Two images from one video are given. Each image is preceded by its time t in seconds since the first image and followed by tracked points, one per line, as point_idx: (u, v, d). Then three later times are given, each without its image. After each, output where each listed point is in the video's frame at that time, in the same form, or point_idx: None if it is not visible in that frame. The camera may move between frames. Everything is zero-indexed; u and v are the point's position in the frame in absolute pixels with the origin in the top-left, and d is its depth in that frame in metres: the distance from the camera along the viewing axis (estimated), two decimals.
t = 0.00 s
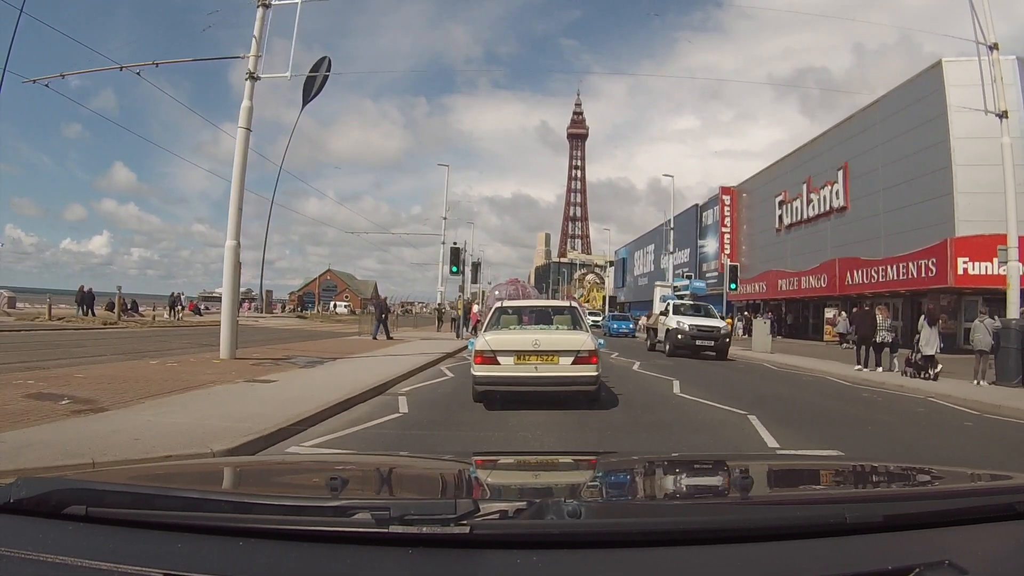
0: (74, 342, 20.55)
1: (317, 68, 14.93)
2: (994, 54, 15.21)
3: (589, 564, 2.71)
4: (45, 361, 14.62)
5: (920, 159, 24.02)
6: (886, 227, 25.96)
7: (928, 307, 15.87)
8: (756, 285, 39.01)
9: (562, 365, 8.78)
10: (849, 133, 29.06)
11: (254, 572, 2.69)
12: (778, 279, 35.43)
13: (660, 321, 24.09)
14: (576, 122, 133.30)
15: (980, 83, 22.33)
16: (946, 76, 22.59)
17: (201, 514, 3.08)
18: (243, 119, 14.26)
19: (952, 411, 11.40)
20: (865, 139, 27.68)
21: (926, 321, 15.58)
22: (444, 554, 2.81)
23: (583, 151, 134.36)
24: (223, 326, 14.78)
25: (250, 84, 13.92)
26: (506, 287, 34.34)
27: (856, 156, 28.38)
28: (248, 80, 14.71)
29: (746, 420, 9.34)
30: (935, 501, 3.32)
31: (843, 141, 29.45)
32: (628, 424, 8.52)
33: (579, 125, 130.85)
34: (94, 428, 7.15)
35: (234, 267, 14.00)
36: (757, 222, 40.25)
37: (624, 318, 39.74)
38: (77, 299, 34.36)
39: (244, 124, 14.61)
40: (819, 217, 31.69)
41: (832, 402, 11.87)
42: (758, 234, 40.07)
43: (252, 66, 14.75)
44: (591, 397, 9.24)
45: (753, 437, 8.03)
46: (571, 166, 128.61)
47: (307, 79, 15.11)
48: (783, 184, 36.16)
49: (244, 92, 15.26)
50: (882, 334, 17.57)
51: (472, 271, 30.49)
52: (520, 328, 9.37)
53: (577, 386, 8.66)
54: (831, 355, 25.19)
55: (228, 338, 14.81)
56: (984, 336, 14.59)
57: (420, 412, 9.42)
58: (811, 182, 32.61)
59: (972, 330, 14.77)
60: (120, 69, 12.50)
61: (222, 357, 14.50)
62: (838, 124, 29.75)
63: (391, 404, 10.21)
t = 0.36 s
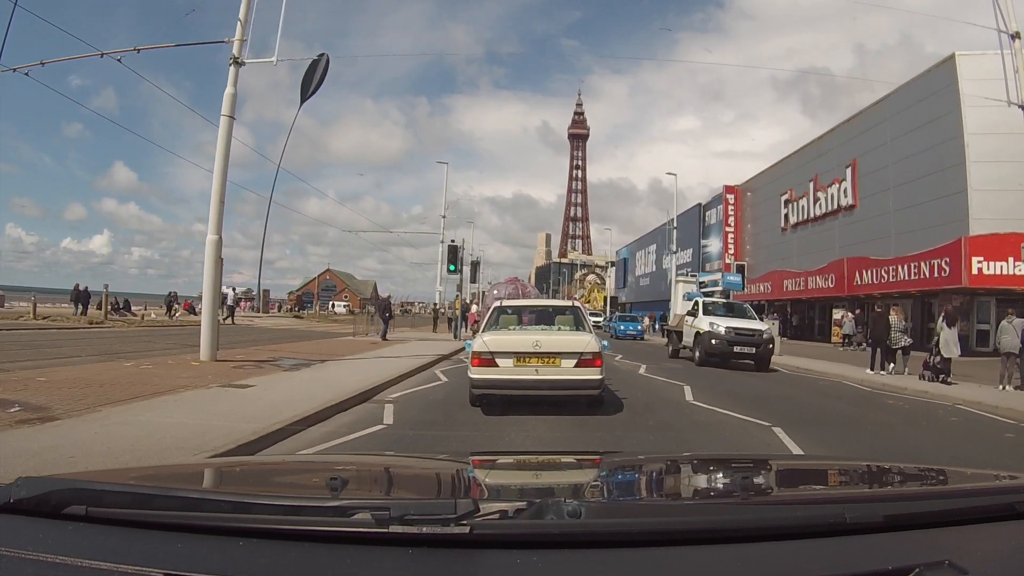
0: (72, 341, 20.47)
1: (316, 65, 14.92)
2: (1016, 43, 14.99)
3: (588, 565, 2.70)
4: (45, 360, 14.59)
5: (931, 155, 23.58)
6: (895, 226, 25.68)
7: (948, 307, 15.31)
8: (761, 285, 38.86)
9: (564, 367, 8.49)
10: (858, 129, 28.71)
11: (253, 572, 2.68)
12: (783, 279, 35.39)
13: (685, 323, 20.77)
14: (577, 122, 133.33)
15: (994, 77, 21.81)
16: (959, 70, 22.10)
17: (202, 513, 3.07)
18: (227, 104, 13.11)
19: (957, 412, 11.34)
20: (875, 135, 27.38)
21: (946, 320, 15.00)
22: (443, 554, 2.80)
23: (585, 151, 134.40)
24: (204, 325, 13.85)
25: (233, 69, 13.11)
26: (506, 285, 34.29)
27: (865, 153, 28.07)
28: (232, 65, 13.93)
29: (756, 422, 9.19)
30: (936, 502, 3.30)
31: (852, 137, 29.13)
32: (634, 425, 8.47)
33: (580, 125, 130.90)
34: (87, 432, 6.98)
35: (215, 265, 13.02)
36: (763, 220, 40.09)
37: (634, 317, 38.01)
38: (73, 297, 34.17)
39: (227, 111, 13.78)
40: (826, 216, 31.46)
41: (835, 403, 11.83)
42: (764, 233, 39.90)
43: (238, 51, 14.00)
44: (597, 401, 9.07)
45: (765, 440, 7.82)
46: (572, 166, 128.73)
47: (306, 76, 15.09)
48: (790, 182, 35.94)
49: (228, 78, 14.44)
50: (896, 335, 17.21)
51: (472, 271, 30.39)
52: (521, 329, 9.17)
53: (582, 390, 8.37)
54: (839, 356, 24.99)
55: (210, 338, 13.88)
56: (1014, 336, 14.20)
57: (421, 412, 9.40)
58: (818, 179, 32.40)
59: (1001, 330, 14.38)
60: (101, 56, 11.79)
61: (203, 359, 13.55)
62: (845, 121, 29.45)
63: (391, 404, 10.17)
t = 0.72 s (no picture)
0: (69, 341, 20.36)
1: (314, 63, 14.94)
2: None
3: (588, 564, 2.69)
4: (45, 359, 14.56)
5: (942, 152, 23.32)
6: (904, 224, 25.46)
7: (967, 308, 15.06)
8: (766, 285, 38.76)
9: (567, 371, 8.08)
10: (865, 126, 28.48)
11: (253, 572, 2.68)
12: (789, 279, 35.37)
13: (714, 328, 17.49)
14: (578, 122, 133.34)
15: (1005, 72, 21.57)
16: (971, 65, 21.86)
17: (202, 514, 3.06)
18: (210, 94, 12.42)
19: (961, 413, 11.30)
20: (882, 132, 27.15)
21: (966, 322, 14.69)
22: (443, 554, 2.79)
23: (585, 151, 134.43)
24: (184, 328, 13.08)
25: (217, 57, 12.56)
26: (505, 284, 34.24)
27: (872, 150, 27.87)
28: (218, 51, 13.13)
29: (764, 423, 9.09)
30: (933, 500, 3.29)
31: (858, 134, 28.92)
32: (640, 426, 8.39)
33: (580, 125, 130.94)
34: (87, 433, 6.90)
35: (197, 263, 12.33)
36: (767, 220, 39.99)
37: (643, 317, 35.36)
38: (68, 297, 34.00)
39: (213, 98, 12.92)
40: (832, 215, 31.27)
41: (836, 403, 11.83)
42: (768, 233, 39.82)
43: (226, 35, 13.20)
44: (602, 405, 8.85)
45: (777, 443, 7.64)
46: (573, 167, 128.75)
47: (304, 74, 15.11)
48: (795, 180, 35.76)
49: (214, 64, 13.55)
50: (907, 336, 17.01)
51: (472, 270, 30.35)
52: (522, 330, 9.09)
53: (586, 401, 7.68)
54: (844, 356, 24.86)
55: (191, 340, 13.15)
56: None
57: (424, 412, 9.35)
58: (824, 177, 32.22)
59: None
60: (88, 45, 11.42)
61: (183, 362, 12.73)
62: (852, 118, 29.25)
63: (393, 405, 10.11)
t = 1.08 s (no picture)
0: (68, 341, 20.32)
1: (311, 61, 14.96)
2: None
3: (587, 565, 2.69)
4: (42, 358, 14.54)
5: (949, 149, 22.88)
6: (910, 222, 25.12)
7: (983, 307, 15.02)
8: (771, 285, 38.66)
9: (569, 373, 7.76)
10: (872, 123, 28.13)
11: (253, 571, 2.67)
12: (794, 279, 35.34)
13: (767, 333, 13.96)
14: (579, 122, 133.35)
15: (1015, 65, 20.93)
16: (980, 59, 21.22)
17: (202, 513, 3.06)
18: (195, 82, 11.80)
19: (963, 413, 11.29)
20: (889, 129, 26.78)
21: (983, 323, 14.68)
22: (443, 554, 2.78)
23: (586, 151, 134.46)
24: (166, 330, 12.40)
25: (201, 43, 12.17)
26: (505, 284, 34.22)
27: (877, 148, 27.58)
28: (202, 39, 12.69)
29: (769, 422, 9.14)
30: (932, 501, 3.28)
31: (864, 131, 28.63)
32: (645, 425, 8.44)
33: (580, 125, 130.94)
34: (76, 432, 6.73)
35: (180, 259, 11.69)
36: (771, 219, 39.90)
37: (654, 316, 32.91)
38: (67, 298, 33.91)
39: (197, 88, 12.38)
40: (838, 213, 31.03)
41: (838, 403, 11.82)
42: (772, 232, 39.72)
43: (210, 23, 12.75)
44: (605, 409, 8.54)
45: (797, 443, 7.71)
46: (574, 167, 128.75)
47: (302, 73, 15.14)
48: (800, 178, 35.58)
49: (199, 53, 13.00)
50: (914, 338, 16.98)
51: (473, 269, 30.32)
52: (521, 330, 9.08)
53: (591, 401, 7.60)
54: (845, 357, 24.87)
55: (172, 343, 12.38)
56: None
57: (424, 412, 9.34)
58: (829, 175, 32.04)
59: None
60: (78, 34, 11.20)
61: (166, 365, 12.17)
62: (857, 115, 28.95)
63: (394, 406, 10.06)
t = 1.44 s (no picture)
0: (68, 341, 20.30)
1: (309, 59, 14.98)
2: None
3: (587, 564, 2.68)
4: (41, 358, 14.55)
5: (956, 145, 22.64)
6: (917, 220, 24.95)
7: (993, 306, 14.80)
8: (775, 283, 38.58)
9: (571, 375, 7.44)
10: (877, 119, 28.00)
11: (254, 571, 2.67)
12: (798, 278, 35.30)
13: (838, 340, 10.86)
14: (580, 121, 133.32)
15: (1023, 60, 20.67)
16: (988, 52, 20.86)
17: (203, 514, 3.06)
18: (180, 74, 11.74)
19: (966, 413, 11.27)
20: (895, 125, 26.64)
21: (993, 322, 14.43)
22: (443, 554, 2.78)
23: (587, 151, 134.46)
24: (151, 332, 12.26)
25: (188, 31, 12.07)
26: (506, 283, 34.20)
27: (884, 144, 27.42)
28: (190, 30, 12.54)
29: (771, 423, 9.13)
30: (932, 500, 3.27)
31: (871, 127, 28.45)
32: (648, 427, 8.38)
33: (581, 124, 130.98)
34: (60, 436, 6.61)
35: (165, 256, 11.59)
36: (775, 217, 39.85)
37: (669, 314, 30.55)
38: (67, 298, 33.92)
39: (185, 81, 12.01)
40: (844, 210, 30.93)
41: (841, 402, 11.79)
42: (776, 230, 39.67)
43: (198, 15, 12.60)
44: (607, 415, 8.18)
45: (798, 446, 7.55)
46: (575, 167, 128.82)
47: (300, 72, 15.18)
48: (804, 175, 35.48)
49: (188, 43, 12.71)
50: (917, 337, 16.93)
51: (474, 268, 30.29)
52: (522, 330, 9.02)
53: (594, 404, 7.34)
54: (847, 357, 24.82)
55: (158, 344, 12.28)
56: None
57: (424, 413, 9.30)
58: (834, 172, 31.95)
59: None
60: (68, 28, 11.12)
61: (152, 366, 12.03)
62: (863, 111, 28.77)
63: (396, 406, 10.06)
